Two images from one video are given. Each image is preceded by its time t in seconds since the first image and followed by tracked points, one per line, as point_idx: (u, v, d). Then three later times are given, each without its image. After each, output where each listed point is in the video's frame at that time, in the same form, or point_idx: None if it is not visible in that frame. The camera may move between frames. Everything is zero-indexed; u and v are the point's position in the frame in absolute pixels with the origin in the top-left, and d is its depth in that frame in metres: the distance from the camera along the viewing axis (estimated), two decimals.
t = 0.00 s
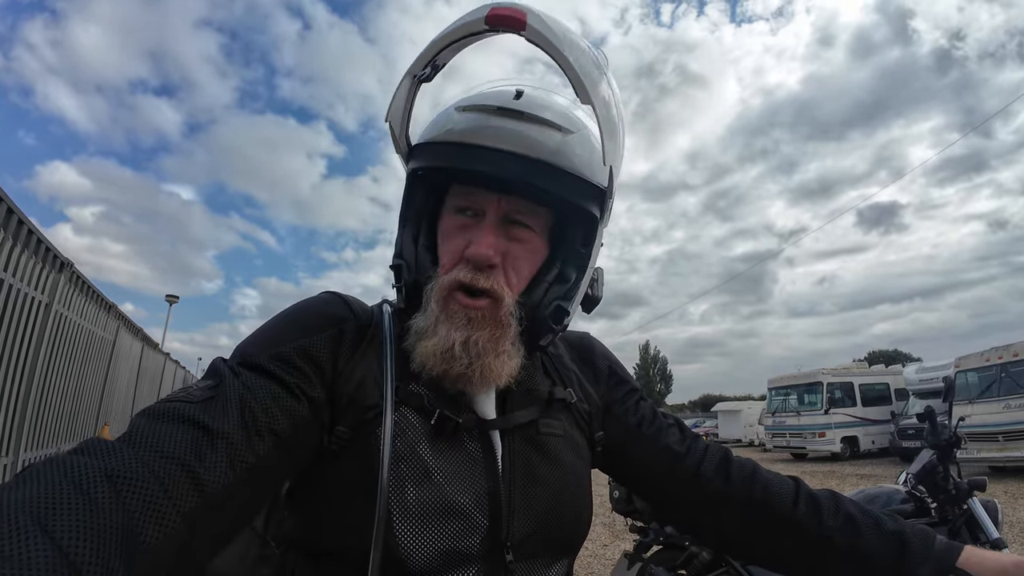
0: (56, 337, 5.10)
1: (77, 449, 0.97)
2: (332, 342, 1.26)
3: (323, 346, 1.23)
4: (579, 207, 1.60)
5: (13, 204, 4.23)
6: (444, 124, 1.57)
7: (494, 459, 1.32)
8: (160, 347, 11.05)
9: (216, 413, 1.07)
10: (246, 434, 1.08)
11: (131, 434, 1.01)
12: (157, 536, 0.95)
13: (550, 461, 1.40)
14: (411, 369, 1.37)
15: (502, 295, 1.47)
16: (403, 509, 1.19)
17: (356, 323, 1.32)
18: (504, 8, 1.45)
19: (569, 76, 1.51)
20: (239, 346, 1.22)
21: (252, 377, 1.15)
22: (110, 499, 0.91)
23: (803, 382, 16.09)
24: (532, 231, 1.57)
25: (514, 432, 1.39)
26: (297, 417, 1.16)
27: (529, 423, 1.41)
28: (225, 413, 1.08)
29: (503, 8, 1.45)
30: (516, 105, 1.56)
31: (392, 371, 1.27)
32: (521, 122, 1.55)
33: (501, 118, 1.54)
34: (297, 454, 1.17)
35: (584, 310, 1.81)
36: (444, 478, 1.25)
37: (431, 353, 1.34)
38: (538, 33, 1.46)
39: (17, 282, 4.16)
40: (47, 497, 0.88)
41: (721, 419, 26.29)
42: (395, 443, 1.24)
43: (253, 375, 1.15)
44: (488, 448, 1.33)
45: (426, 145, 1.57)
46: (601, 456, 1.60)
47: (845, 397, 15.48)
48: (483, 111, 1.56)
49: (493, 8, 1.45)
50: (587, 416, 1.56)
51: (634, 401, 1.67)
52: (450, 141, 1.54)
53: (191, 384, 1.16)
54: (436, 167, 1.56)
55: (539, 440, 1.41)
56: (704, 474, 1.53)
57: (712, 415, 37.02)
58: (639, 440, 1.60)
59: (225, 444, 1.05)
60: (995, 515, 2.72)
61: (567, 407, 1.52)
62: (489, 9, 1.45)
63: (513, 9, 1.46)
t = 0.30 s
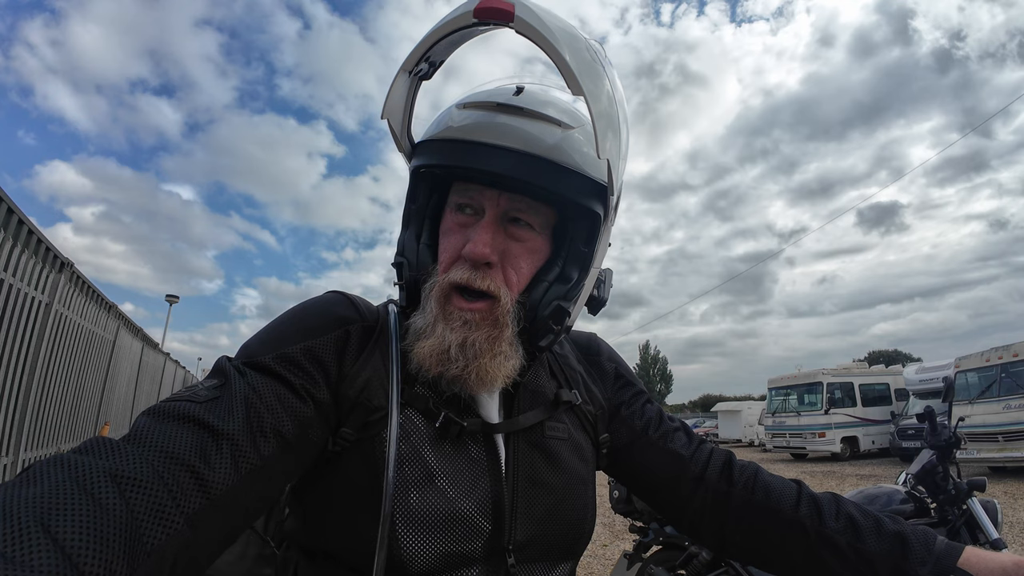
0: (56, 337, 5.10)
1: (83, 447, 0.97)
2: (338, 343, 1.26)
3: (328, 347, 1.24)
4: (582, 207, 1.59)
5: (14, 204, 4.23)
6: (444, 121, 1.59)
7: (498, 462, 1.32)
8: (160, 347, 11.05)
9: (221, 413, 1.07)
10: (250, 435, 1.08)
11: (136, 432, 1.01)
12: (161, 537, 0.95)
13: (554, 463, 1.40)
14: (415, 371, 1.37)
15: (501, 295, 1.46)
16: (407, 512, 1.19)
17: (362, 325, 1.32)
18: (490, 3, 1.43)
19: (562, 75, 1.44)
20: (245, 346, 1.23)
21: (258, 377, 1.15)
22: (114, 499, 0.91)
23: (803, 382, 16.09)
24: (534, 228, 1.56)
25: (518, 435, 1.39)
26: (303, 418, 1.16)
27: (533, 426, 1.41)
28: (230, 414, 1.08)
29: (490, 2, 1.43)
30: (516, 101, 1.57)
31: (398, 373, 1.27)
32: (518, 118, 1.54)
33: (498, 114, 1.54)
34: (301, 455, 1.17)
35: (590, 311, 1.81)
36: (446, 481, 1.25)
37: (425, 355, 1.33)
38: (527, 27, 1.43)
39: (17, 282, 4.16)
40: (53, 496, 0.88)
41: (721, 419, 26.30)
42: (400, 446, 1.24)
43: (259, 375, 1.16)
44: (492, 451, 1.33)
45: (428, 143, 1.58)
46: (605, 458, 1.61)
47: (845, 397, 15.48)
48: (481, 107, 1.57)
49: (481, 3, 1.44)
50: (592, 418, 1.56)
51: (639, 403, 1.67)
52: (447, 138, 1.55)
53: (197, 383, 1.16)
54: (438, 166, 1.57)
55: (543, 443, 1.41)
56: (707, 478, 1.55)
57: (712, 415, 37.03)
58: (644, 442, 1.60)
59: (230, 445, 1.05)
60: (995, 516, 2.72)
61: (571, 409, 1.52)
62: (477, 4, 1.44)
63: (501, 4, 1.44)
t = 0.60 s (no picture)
0: (56, 336, 5.10)
1: (83, 446, 0.97)
2: (338, 345, 1.26)
3: (328, 349, 1.23)
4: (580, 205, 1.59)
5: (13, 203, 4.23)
6: (443, 122, 1.59)
7: (495, 465, 1.32)
8: (160, 346, 11.04)
9: (221, 414, 1.07)
10: (249, 437, 1.08)
11: (135, 432, 1.00)
12: (160, 537, 0.94)
13: (551, 465, 1.39)
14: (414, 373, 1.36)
15: (502, 292, 1.46)
16: (405, 515, 1.19)
17: (362, 327, 1.32)
18: (492, 4, 1.43)
19: (565, 76, 1.44)
20: (244, 347, 1.22)
21: (258, 378, 1.15)
22: (113, 499, 0.91)
23: (803, 382, 16.08)
24: (536, 227, 1.57)
25: (516, 437, 1.38)
26: (302, 420, 1.15)
27: (530, 428, 1.41)
28: (230, 414, 1.07)
29: (492, 4, 1.43)
30: (513, 101, 1.56)
31: (398, 375, 1.27)
32: (517, 119, 1.54)
33: (497, 115, 1.54)
34: (300, 458, 1.17)
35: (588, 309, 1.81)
36: (444, 484, 1.24)
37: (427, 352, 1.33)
38: (530, 27, 1.43)
39: (16, 282, 4.15)
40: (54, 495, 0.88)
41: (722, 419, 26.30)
42: (399, 448, 1.23)
43: (258, 376, 1.15)
44: (490, 453, 1.32)
45: (428, 143, 1.58)
46: (602, 459, 1.60)
47: (845, 397, 15.48)
48: (479, 108, 1.56)
49: (483, 5, 1.44)
50: (588, 420, 1.56)
51: (637, 405, 1.66)
52: (447, 138, 1.54)
53: (197, 383, 1.16)
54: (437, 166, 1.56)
55: (540, 445, 1.40)
56: (705, 480, 1.54)
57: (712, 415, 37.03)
58: (642, 444, 1.60)
59: (229, 446, 1.05)
60: (995, 517, 2.71)
61: (567, 411, 1.51)
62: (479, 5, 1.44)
63: (504, 6, 1.43)
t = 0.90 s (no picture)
0: (56, 336, 5.10)
1: (80, 446, 0.97)
2: (336, 344, 1.25)
3: (327, 348, 1.23)
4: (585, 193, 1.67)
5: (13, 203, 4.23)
6: (464, 116, 1.53)
7: (494, 463, 1.31)
8: (159, 346, 11.04)
9: (219, 413, 1.07)
10: (248, 435, 1.08)
11: (134, 432, 1.00)
12: (159, 537, 0.94)
13: (549, 463, 1.39)
14: (416, 372, 1.35)
15: (533, 281, 1.51)
16: (405, 515, 1.18)
17: (361, 326, 1.31)
18: (551, 10, 1.50)
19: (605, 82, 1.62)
20: (242, 347, 1.22)
21: (256, 377, 1.14)
22: (112, 499, 0.91)
23: (803, 382, 16.08)
24: (549, 217, 1.63)
25: (514, 435, 1.38)
26: (300, 419, 1.15)
27: (528, 425, 1.40)
28: (227, 414, 1.07)
29: (551, 10, 1.50)
30: (532, 100, 1.58)
31: (396, 374, 1.27)
32: (542, 119, 1.57)
33: (524, 113, 1.55)
34: (299, 457, 1.16)
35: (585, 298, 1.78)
36: (442, 482, 1.24)
37: (474, 346, 1.37)
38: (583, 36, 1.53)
39: (16, 282, 4.15)
40: (50, 495, 0.87)
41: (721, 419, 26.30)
42: (398, 447, 1.23)
43: (256, 375, 1.15)
44: (489, 451, 1.32)
45: (439, 141, 1.53)
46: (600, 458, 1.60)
47: (845, 397, 15.48)
48: (501, 105, 1.55)
49: (543, 9, 1.49)
50: (587, 417, 1.56)
51: (635, 402, 1.66)
52: (473, 133, 1.50)
53: (195, 383, 1.15)
54: (453, 162, 1.53)
55: (538, 443, 1.40)
56: (703, 476, 1.54)
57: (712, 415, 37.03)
58: (640, 441, 1.59)
59: (228, 445, 1.05)
60: (995, 516, 2.71)
61: (565, 408, 1.51)
62: (539, 8, 1.48)
63: (566, 13, 1.54)
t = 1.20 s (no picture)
0: (56, 336, 5.10)
1: (75, 443, 0.96)
2: (330, 339, 1.26)
3: (321, 343, 1.23)
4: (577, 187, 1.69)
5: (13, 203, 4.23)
6: (465, 118, 1.53)
7: (490, 457, 1.32)
8: (159, 346, 11.04)
9: (213, 409, 1.07)
10: (242, 430, 1.08)
11: (128, 428, 1.00)
12: (155, 533, 0.94)
13: (546, 456, 1.40)
14: (412, 367, 1.35)
15: (535, 274, 1.53)
16: (401, 509, 1.18)
17: (355, 321, 1.32)
18: (561, 16, 1.54)
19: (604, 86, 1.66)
20: (236, 343, 1.22)
21: (250, 372, 1.15)
22: (108, 496, 0.91)
23: (803, 382, 16.08)
24: (545, 212, 1.64)
25: (510, 429, 1.38)
26: (294, 414, 1.15)
27: (524, 419, 1.40)
28: (221, 410, 1.07)
29: (561, 16, 1.54)
30: (527, 102, 1.61)
31: (391, 368, 1.27)
32: (538, 119, 1.60)
33: (521, 114, 1.57)
34: (295, 451, 1.16)
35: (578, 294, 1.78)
36: (438, 476, 1.24)
37: (485, 340, 1.39)
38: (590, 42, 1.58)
39: (16, 282, 4.15)
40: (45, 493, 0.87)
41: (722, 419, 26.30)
42: (393, 441, 1.23)
43: (250, 370, 1.15)
44: (485, 445, 1.32)
45: (440, 141, 1.51)
46: (597, 451, 1.60)
47: (844, 397, 15.48)
48: (498, 107, 1.57)
49: (553, 14, 1.52)
50: (584, 411, 1.56)
51: (632, 396, 1.66)
52: (475, 133, 1.50)
53: (190, 379, 1.15)
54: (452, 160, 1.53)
55: (534, 436, 1.40)
56: (701, 470, 1.54)
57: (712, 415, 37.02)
58: (638, 435, 1.60)
59: (223, 440, 1.05)
60: (995, 515, 2.72)
61: (562, 401, 1.51)
62: (549, 13, 1.51)
63: (571, 19, 1.56)
